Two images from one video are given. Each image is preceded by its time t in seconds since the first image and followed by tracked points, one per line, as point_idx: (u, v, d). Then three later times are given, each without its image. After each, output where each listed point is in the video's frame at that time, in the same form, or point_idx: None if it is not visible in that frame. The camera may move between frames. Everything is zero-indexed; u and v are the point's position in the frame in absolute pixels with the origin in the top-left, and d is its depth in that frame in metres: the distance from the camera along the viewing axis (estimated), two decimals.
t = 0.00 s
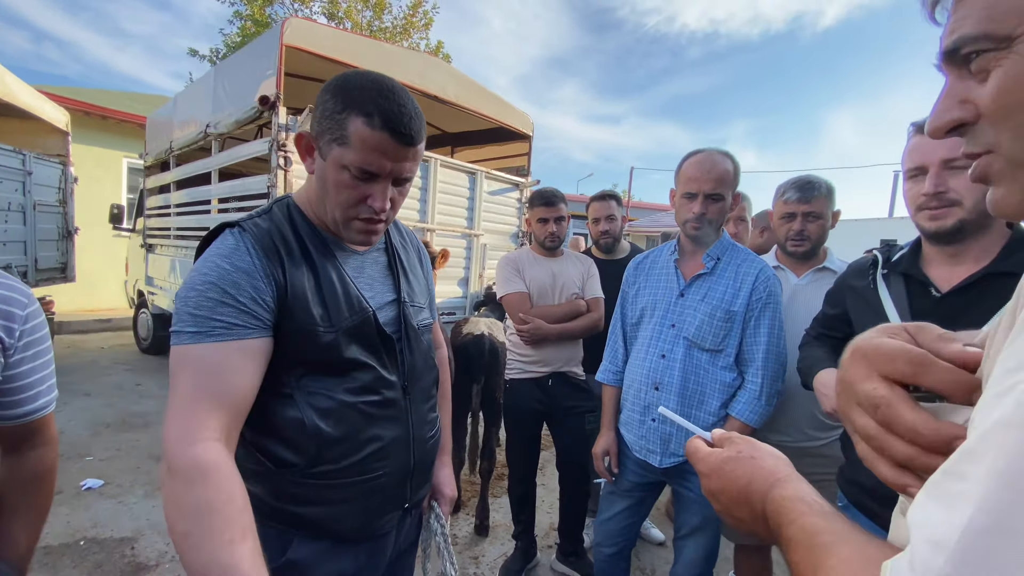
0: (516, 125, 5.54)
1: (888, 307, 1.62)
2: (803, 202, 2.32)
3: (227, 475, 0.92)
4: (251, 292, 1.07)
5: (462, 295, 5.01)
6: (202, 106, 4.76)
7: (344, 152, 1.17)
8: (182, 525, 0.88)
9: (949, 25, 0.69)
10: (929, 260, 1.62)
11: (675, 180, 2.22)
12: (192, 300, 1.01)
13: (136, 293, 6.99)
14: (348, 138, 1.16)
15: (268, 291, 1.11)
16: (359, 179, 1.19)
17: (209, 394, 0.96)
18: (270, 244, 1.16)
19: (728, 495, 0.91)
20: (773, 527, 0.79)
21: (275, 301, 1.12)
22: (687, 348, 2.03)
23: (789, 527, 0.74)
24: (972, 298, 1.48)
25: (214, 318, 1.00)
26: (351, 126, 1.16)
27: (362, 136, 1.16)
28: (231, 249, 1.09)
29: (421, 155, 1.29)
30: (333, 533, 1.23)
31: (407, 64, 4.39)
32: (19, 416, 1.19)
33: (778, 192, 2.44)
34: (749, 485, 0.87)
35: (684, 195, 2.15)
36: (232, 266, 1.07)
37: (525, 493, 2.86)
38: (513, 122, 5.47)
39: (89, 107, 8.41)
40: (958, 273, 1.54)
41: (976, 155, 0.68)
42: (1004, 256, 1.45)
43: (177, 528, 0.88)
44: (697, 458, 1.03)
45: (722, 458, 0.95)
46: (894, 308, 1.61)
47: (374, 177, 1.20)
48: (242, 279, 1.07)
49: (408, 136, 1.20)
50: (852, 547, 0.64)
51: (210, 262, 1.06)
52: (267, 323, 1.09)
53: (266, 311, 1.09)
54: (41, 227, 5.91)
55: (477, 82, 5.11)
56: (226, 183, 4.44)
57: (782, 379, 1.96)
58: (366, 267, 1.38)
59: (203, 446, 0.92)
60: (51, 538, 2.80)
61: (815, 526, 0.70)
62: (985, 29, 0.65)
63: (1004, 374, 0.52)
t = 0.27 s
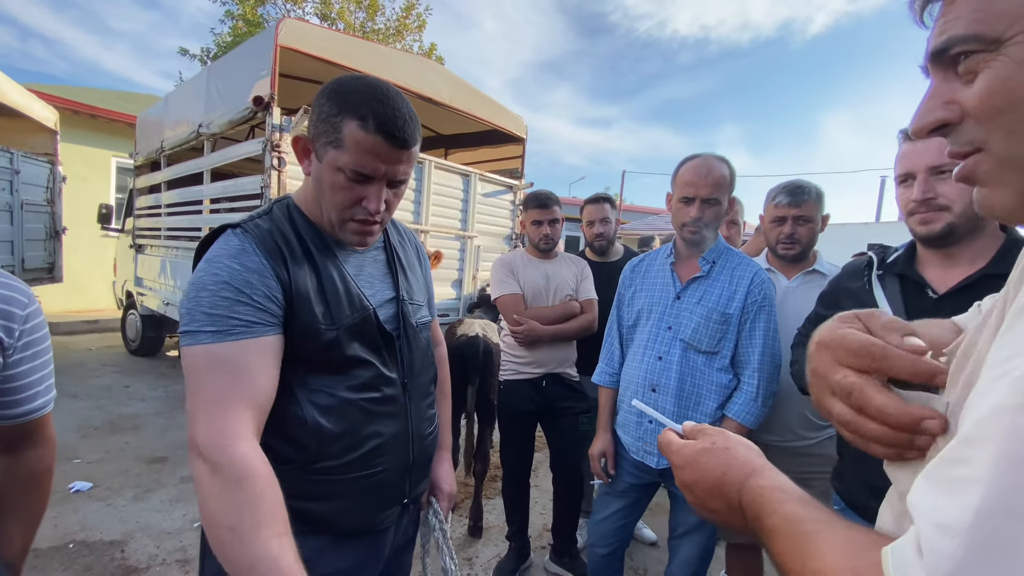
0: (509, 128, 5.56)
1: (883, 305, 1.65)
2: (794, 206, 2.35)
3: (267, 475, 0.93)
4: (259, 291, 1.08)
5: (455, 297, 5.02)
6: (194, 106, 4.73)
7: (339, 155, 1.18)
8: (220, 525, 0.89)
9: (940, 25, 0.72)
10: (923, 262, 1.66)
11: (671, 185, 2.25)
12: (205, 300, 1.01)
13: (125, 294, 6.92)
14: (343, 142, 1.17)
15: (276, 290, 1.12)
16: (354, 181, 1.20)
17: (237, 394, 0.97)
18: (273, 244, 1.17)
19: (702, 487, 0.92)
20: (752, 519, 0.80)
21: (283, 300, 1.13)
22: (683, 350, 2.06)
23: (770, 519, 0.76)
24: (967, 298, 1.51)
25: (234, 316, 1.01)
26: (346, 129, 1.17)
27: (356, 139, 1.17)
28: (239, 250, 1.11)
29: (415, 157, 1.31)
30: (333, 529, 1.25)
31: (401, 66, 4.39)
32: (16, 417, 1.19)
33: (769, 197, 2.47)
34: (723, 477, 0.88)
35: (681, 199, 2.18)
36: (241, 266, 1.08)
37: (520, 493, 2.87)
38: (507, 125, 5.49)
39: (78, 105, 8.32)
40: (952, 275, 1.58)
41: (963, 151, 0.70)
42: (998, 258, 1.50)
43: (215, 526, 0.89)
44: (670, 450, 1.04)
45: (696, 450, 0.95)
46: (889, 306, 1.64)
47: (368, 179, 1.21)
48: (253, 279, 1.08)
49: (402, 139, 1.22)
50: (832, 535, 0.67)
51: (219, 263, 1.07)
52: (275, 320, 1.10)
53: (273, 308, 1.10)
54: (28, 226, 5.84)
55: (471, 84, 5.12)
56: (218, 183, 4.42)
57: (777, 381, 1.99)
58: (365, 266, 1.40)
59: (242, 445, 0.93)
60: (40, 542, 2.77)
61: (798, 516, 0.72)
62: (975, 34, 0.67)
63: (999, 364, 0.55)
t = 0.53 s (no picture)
0: (506, 131, 5.57)
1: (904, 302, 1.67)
2: (790, 210, 2.37)
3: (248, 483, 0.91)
4: (261, 292, 1.07)
5: (452, 300, 5.00)
6: (189, 109, 4.71)
7: (340, 159, 1.17)
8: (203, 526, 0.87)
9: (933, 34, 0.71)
10: (949, 263, 1.67)
11: (669, 189, 2.26)
12: (202, 299, 1.00)
13: (117, 297, 6.86)
14: (344, 146, 1.17)
15: (277, 291, 1.11)
16: (355, 186, 1.20)
17: (230, 394, 0.95)
18: (275, 246, 1.16)
19: (658, 471, 0.92)
20: (707, 505, 0.80)
21: (286, 301, 1.13)
22: (682, 353, 2.06)
23: (730, 507, 0.75)
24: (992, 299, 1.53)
25: (231, 315, 1.00)
26: (347, 133, 1.16)
27: (357, 144, 1.16)
28: (239, 249, 1.10)
29: (416, 162, 1.30)
30: (335, 535, 1.24)
31: (397, 69, 4.38)
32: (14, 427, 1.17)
33: (766, 200, 2.49)
34: (680, 461, 0.87)
35: (678, 203, 2.19)
36: (241, 266, 1.07)
37: (517, 497, 2.87)
38: (502, 128, 5.49)
39: (70, 107, 8.26)
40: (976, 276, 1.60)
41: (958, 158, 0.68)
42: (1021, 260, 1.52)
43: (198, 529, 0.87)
44: (626, 433, 1.03)
45: (653, 433, 0.95)
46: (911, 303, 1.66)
47: (369, 184, 1.21)
48: (252, 278, 1.07)
49: (403, 144, 1.21)
50: (804, 524, 0.65)
51: (219, 261, 1.06)
52: (274, 320, 1.09)
53: (270, 306, 1.09)
54: (20, 229, 5.78)
55: (467, 87, 5.12)
56: (213, 186, 4.39)
57: (775, 384, 2.00)
58: (366, 268, 1.39)
59: (230, 450, 0.91)
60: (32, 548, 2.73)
61: (764, 504, 0.71)
62: (970, 41, 0.66)
63: (993, 366, 0.54)
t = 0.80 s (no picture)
0: (504, 131, 5.54)
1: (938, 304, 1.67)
2: (793, 210, 2.35)
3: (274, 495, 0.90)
4: (263, 298, 1.05)
5: (451, 301, 4.98)
6: (186, 111, 4.68)
7: (337, 160, 1.15)
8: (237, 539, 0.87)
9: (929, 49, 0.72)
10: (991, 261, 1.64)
11: (671, 188, 2.23)
12: (208, 307, 0.97)
13: (115, 300, 6.82)
14: (341, 147, 1.14)
15: (277, 297, 1.09)
16: (352, 188, 1.17)
17: (242, 404, 0.93)
18: (274, 250, 1.14)
19: (686, 501, 0.86)
20: (738, 543, 0.76)
21: (286, 307, 1.10)
22: (683, 354, 2.04)
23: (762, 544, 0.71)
24: None
25: (240, 323, 0.98)
26: (344, 134, 1.14)
27: (355, 144, 1.14)
28: (237, 254, 1.07)
29: (415, 163, 1.28)
30: (333, 546, 1.22)
31: (395, 70, 4.35)
32: None
33: (769, 199, 2.46)
34: (710, 492, 0.82)
35: (680, 203, 2.17)
36: (240, 270, 1.05)
37: (518, 501, 2.84)
38: (501, 128, 5.47)
39: (66, 110, 8.22)
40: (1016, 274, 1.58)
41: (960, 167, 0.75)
42: None
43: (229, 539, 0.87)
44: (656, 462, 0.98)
45: (684, 463, 0.90)
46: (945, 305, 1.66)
47: (367, 185, 1.18)
48: (258, 285, 1.05)
49: (402, 144, 1.19)
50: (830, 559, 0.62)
51: (221, 269, 1.03)
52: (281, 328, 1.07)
53: (276, 313, 1.06)
54: (16, 232, 5.75)
55: (466, 88, 5.10)
56: (210, 188, 4.36)
57: (778, 386, 1.97)
58: (365, 271, 1.37)
59: (254, 460, 0.89)
60: (29, 555, 2.70)
61: (790, 540, 0.68)
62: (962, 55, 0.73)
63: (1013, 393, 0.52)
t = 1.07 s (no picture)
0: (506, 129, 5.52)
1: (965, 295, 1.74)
2: (800, 207, 2.34)
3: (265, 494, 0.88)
4: (268, 299, 1.04)
5: (454, 301, 4.97)
6: (187, 113, 4.68)
7: (346, 161, 1.14)
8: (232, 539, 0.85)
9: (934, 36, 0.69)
10: None
11: (676, 185, 2.22)
12: (207, 307, 0.96)
13: (119, 303, 6.83)
14: (351, 147, 1.13)
15: (285, 297, 1.08)
16: (362, 189, 1.16)
17: (237, 406, 0.91)
18: (280, 251, 1.12)
19: (739, 529, 0.81)
20: None
21: (293, 308, 1.09)
22: (689, 352, 2.03)
23: None
24: None
25: (239, 323, 0.97)
26: (354, 134, 1.13)
27: (365, 145, 1.13)
28: (244, 255, 1.06)
29: (424, 163, 1.27)
30: (344, 550, 1.21)
31: (395, 69, 4.33)
32: None
33: (776, 196, 2.45)
34: (764, 520, 0.77)
35: (686, 201, 2.15)
36: (246, 271, 1.04)
37: (525, 501, 2.82)
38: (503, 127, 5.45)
39: (68, 113, 8.23)
40: None
41: (972, 166, 0.65)
42: None
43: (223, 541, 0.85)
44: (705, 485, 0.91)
45: (736, 489, 0.84)
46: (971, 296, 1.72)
47: (377, 186, 1.17)
48: (261, 285, 1.04)
49: (412, 144, 1.17)
50: None
51: (223, 268, 1.02)
52: (282, 328, 1.05)
53: (279, 315, 1.05)
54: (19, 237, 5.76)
55: (466, 86, 5.08)
56: (212, 190, 4.36)
57: (787, 385, 1.95)
58: (372, 273, 1.36)
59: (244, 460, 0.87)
60: (35, 560, 2.71)
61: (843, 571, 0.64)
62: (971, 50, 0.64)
63: None
